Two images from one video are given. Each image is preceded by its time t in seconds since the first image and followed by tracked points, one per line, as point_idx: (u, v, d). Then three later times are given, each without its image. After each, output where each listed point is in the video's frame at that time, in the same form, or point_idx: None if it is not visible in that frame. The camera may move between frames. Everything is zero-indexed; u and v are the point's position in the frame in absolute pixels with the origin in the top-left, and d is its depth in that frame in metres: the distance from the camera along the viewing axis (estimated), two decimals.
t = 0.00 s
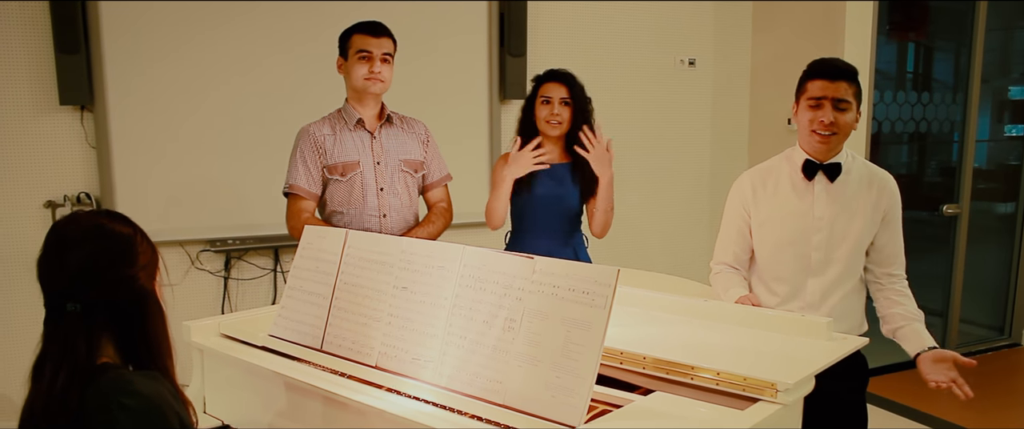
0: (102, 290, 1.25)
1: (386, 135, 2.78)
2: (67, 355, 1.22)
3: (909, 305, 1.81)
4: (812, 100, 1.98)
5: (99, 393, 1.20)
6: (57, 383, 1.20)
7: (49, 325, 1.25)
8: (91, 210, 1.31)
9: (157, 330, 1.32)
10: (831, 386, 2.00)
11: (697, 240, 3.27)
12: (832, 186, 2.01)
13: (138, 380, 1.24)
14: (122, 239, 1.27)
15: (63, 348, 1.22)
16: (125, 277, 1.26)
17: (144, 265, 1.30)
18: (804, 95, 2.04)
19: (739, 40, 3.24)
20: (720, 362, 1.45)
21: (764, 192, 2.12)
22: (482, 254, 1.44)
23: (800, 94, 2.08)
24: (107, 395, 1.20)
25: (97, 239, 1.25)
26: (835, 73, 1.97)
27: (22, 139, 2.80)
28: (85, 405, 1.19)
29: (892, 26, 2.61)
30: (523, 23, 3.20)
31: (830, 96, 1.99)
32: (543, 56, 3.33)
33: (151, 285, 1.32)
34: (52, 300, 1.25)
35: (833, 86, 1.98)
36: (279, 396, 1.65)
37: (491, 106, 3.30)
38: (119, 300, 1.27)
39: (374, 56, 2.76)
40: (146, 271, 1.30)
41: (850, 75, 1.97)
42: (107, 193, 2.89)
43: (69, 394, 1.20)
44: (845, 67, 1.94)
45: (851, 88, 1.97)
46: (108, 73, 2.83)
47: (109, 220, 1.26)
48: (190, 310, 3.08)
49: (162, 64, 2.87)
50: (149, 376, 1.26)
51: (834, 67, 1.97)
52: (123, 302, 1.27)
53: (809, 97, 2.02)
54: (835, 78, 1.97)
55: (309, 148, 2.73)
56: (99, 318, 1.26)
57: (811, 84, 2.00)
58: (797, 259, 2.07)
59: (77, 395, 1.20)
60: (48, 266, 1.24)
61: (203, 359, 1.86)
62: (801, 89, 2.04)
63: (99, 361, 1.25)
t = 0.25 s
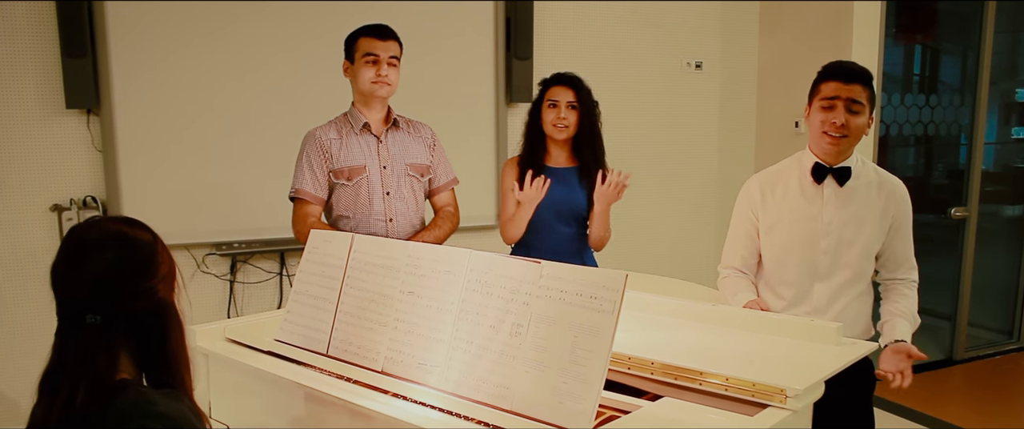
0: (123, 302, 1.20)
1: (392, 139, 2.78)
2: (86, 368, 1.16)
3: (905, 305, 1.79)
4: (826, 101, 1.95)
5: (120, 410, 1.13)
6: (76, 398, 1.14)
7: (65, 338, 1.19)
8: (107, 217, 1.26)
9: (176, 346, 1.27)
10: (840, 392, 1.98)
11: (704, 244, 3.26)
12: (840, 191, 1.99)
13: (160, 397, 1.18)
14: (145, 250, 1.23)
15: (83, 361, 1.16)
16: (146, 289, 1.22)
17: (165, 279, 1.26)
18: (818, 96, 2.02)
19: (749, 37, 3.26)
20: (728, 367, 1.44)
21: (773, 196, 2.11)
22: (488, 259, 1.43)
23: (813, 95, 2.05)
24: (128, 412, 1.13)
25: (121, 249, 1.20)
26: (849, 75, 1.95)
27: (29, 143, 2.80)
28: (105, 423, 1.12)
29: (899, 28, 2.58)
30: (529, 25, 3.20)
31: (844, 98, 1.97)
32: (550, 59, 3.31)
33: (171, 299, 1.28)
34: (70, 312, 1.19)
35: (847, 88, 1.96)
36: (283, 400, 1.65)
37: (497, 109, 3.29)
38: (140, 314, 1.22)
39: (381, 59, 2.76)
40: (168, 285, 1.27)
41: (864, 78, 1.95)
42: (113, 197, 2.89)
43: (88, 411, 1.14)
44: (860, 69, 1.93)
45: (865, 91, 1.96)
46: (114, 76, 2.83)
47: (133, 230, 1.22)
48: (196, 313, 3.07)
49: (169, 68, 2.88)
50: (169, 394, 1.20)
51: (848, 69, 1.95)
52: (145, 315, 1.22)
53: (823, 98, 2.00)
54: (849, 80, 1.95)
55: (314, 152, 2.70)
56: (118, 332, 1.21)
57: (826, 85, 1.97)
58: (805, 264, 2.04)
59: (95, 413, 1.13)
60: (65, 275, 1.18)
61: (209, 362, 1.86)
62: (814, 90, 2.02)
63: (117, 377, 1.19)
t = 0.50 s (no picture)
0: (138, 309, 1.17)
1: (394, 141, 2.77)
2: (99, 377, 1.13)
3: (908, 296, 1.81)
4: (830, 101, 1.93)
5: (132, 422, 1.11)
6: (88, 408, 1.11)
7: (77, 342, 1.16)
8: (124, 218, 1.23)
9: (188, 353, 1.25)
10: (841, 394, 1.94)
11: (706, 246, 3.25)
12: (843, 192, 1.98)
13: (172, 409, 1.15)
14: (162, 256, 1.20)
15: (97, 369, 1.13)
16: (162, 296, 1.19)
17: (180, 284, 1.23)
18: (819, 96, 2.00)
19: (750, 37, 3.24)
20: (731, 370, 1.43)
21: (775, 198, 2.09)
22: (490, 261, 1.42)
23: (813, 97, 2.03)
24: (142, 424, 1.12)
25: (138, 255, 1.17)
26: (851, 75, 1.94)
27: (30, 144, 2.80)
28: None
29: (902, 31, 2.54)
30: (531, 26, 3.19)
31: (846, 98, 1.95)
32: (551, 60, 3.30)
33: (185, 305, 1.25)
34: (84, 316, 1.16)
35: (849, 88, 1.94)
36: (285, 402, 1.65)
37: (499, 110, 3.29)
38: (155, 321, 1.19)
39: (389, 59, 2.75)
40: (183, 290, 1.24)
41: (865, 77, 1.94)
42: (115, 197, 2.89)
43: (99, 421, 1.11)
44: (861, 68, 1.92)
45: (866, 90, 1.95)
46: (116, 76, 2.82)
47: (152, 235, 1.19)
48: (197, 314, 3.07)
49: (170, 69, 2.86)
50: (181, 406, 1.18)
51: (849, 69, 1.94)
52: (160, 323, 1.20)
53: (824, 98, 1.98)
54: (851, 80, 1.94)
55: (317, 154, 2.67)
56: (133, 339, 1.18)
57: (828, 86, 1.95)
58: (808, 266, 2.02)
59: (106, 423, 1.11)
60: (79, 278, 1.15)
61: (208, 363, 1.85)
62: (815, 91, 2.00)
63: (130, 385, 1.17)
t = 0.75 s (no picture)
0: (147, 311, 1.19)
1: (393, 142, 2.76)
2: (106, 377, 1.14)
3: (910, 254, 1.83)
4: (826, 108, 1.93)
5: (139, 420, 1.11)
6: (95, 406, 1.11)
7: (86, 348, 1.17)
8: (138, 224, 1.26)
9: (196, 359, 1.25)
10: (838, 395, 1.91)
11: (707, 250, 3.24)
12: (842, 193, 1.97)
13: (176, 411, 1.15)
14: (173, 260, 1.22)
15: (104, 368, 1.14)
16: (172, 299, 1.21)
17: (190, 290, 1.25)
18: (815, 102, 1.99)
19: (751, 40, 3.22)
20: (731, 375, 1.42)
21: (774, 202, 2.09)
22: (489, 263, 1.41)
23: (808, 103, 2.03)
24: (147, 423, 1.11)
25: (149, 258, 1.19)
26: (847, 79, 1.93)
27: (30, 143, 2.79)
28: None
29: (902, 35, 2.58)
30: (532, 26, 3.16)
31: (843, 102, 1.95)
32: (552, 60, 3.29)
33: (196, 311, 1.26)
34: (94, 317, 1.18)
35: (846, 92, 1.94)
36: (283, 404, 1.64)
37: (500, 112, 3.28)
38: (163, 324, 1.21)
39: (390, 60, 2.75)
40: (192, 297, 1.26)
41: (861, 80, 1.93)
42: (114, 197, 2.88)
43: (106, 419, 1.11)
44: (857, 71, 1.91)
45: (862, 94, 1.94)
46: (114, 75, 2.81)
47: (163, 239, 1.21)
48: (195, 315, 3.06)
49: (168, 69, 2.85)
50: (185, 410, 1.17)
51: (844, 71, 1.93)
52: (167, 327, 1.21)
53: (821, 104, 1.97)
54: (847, 84, 1.93)
55: (316, 155, 2.70)
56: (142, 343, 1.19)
57: (824, 91, 1.94)
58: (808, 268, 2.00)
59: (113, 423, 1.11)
60: (91, 281, 1.17)
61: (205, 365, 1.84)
62: (811, 97, 1.99)
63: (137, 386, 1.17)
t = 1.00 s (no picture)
0: (146, 322, 1.18)
1: (388, 148, 2.76)
2: (99, 382, 1.13)
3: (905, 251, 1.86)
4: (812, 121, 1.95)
5: None
6: (84, 410, 1.11)
7: (80, 350, 1.16)
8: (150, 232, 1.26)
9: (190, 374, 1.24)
10: (835, 401, 1.90)
11: (703, 255, 3.24)
12: (837, 198, 1.99)
13: (161, 419, 1.14)
14: (178, 272, 1.22)
15: (98, 372, 1.14)
16: (171, 312, 1.20)
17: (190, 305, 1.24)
18: (802, 114, 2.01)
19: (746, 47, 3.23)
20: (726, 381, 1.42)
21: (770, 206, 2.06)
22: (484, 269, 1.41)
23: (798, 112, 2.05)
24: None
25: (154, 267, 1.20)
26: (832, 92, 1.95)
27: (25, 147, 2.78)
28: None
29: (897, 41, 2.64)
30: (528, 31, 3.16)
31: (829, 116, 1.97)
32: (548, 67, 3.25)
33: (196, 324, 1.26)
34: (92, 317, 1.17)
35: (833, 105, 1.95)
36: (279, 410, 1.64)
37: (495, 118, 3.29)
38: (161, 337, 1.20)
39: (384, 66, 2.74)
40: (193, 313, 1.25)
41: (847, 92, 1.95)
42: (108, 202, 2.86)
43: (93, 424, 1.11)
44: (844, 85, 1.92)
45: (849, 105, 1.96)
46: (110, 79, 2.80)
47: (168, 252, 1.21)
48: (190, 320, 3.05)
49: (163, 73, 2.85)
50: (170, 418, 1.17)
51: (830, 84, 1.95)
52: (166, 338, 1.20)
53: (807, 117, 2.00)
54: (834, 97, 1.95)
55: (311, 161, 2.68)
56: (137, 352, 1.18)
57: (810, 104, 1.96)
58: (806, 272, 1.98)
59: None
60: (95, 284, 1.18)
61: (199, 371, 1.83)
62: (799, 108, 2.01)
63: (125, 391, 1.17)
